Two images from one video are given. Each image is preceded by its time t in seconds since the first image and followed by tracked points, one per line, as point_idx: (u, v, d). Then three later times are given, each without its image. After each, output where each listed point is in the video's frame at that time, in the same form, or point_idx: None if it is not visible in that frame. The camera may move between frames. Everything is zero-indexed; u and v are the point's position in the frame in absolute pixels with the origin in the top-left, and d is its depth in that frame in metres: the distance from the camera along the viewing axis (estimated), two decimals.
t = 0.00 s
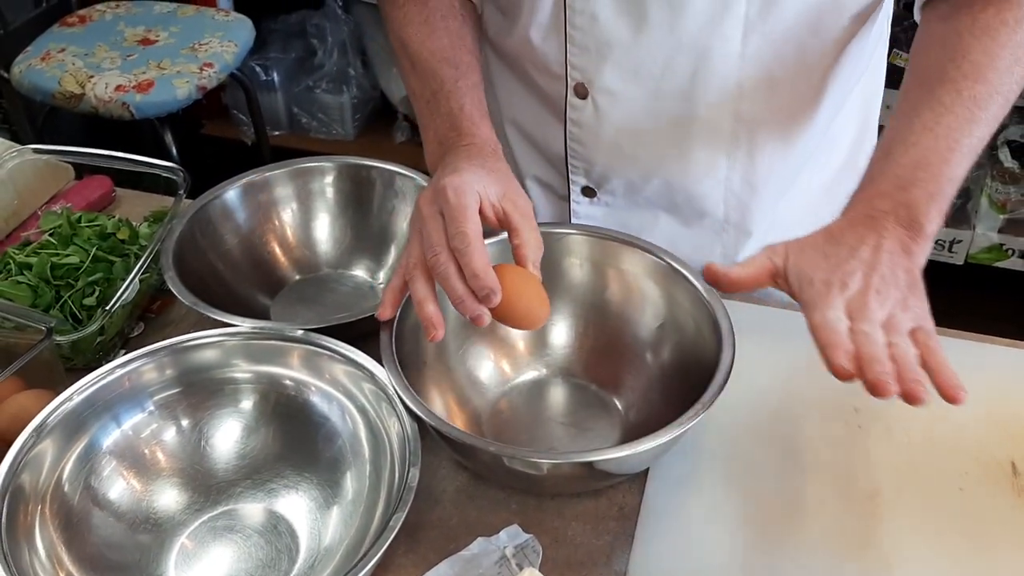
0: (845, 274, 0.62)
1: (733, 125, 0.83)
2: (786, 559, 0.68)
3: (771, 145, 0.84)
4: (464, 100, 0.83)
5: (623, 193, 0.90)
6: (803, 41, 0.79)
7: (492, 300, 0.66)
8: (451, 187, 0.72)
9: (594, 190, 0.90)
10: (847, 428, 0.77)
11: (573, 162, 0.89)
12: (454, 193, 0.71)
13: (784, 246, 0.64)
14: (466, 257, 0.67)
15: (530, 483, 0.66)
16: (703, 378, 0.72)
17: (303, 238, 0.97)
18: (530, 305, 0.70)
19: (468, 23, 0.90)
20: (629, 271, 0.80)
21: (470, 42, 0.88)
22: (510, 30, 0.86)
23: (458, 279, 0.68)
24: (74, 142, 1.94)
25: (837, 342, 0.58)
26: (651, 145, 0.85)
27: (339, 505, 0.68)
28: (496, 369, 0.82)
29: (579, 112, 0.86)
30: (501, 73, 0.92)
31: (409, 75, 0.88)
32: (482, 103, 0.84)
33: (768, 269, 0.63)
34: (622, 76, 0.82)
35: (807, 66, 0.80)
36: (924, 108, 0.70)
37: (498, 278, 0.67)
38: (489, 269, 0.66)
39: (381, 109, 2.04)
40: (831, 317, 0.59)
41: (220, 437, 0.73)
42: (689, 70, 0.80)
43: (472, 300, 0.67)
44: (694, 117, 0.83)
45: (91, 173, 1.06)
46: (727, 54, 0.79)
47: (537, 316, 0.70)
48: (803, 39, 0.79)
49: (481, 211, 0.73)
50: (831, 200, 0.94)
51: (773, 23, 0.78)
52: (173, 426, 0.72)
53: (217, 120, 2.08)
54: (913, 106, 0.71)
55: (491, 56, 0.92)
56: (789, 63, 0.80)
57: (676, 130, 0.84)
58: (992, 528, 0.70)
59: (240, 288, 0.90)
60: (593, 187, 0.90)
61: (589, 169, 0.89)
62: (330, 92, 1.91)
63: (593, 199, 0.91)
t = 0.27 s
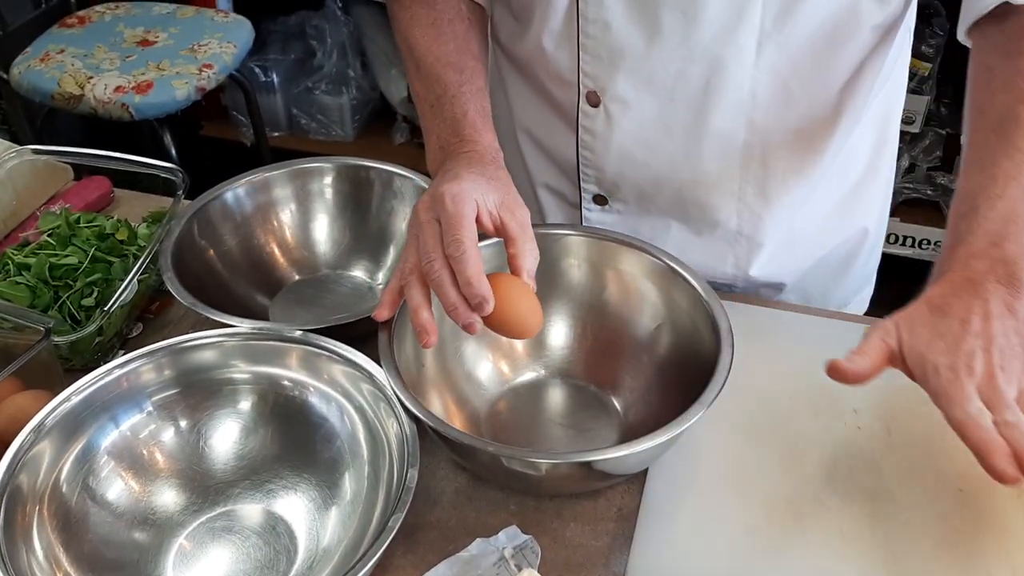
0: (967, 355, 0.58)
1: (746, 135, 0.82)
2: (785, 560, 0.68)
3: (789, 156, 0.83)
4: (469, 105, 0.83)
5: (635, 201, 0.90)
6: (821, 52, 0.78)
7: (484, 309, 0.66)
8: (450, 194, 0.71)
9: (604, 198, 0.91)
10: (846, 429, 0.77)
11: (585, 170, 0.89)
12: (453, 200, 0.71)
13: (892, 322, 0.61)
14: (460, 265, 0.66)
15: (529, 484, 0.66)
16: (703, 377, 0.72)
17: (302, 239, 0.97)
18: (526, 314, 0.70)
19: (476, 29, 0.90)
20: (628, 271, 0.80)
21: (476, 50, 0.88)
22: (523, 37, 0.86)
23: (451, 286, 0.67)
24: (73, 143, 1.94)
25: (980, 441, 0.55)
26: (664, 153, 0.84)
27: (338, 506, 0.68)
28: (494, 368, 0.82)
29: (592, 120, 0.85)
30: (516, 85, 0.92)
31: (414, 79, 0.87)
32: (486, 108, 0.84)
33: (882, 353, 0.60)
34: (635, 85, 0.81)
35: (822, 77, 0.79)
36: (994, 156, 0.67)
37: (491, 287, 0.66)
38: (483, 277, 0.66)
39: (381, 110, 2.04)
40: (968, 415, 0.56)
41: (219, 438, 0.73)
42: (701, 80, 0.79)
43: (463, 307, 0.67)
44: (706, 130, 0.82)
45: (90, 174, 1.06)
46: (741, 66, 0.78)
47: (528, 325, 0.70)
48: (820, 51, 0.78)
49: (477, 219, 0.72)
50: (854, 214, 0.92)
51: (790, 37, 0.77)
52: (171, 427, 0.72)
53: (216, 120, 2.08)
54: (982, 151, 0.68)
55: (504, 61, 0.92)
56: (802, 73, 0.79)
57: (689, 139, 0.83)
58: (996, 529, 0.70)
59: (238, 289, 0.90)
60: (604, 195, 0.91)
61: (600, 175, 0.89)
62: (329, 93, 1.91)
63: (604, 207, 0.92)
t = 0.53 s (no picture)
0: (993, 430, 0.63)
1: (754, 154, 0.83)
2: (783, 562, 0.68)
3: (797, 175, 0.84)
4: (475, 111, 0.83)
5: (643, 213, 0.90)
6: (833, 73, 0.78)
7: (484, 313, 0.65)
8: (454, 198, 0.71)
9: (613, 206, 0.91)
10: (845, 431, 0.77)
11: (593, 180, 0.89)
12: (456, 203, 0.71)
13: (924, 393, 0.66)
14: (461, 269, 0.66)
15: (527, 485, 0.66)
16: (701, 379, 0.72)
17: (302, 241, 0.97)
18: (525, 321, 0.69)
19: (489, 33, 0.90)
20: (627, 273, 0.80)
21: (487, 56, 0.88)
22: (536, 42, 0.87)
23: (451, 290, 0.67)
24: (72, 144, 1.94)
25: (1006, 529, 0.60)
26: (673, 169, 0.85)
27: (336, 507, 0.68)
28: (492, 370, 0.82)
29: (601, 131, 0.86)
30: (530, 94, 0.93)
31: (421, 81, 0.87)
32: (492, 113, 0.84)
33: (913, 425, 0.65)
34: (643, 99, 0.82)
35: (833, 98, 0.79)
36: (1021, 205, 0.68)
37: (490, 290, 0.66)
38: (482, 280, 0.66)
39: (380, 112, 2.04)
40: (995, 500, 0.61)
41: (217, 439, 0.73)
42: (710, 96, 0.80)
43: (463, 312, 0.66)
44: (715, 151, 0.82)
45: (89, 175, 1.06)
46: (750, 87, 0.79)
47: (528, 331, 0.70)
48: (831, 70, 0.78)
49: (479, 224, 0.72)
50: (868, 232, 0.92)
51: (801, 57, 0.77)
52: (170, 428, 0.72)
53: (214, 122, 2.08)
54: (1007, 195, 0.69)
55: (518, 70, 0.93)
56: (813, 93, 0.79)
57: (696, 156, 0.83)
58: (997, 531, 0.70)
59: (236, 291, 0.91)
60: (613, 204, 0.91)
61: (610, 186, 0.89)
62: (327, 95, 1.91)
63: (613, 215, 0.92)
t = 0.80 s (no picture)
0: (975, 465, 0.66)
1: (756, 170, 0.83)
2: (783, 566, 0.68)
3: (799, 193, 0.84)
4: (477, 115, 0.83)
5: (647, 221, 0.90)
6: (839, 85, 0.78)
7: (480, 317, 0.65)
8: (454, 201, 0.71)
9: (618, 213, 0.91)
10: (845, 434, 0.77)
11: (599, 189, 0.89)
12: (456, 206, 0.71)
13: (909, 424, 0.69)
14: (458, 271, 0.66)
15: (525, 488, 0.65)
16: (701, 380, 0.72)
17: (300, 243, 0.96)
18: (522, 326, 0.69)
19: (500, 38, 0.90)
20: (626, 276, 0.80)
21: (492, 56, 0.88)
22: (547, 49, 0.86)
23: (448, 292, 0.67)
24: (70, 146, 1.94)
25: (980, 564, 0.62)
26: (676, 182, 0.84)
27: (334, 510, 0.68)
28: (492, 372, 0.82)
29: (606, 141, 0.85)
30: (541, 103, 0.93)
31: (426, 83, 0.87)
32: (495, 118, 0.84)
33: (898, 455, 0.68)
34: (648, 113, 0.82)
35: (837, 115, 0.79)
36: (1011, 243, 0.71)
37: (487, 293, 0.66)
38: (479, 283, 0.66)
39: (379, 115, 2.04)
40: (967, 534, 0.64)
41: (215, 442, 0.72)
42: (713, 112, 0.80)
43: (459, 314, 0.66)
44: (717, 166, 0.82)
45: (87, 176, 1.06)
46: (754, 103, 0.79)
47: (525, 334, 0.69)
48: (835, 89, 0.78)
49: (478, 227, 0.72)
50: (876, 248, 0.92)
51: (805, 74, 0.77)
52: (167, 431, 0.72)
53: (212, 123, 2.07)
54: (1002, 231, 0.73)
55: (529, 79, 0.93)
56: (817, 110, 0.79)
57: (699, 169, 0.83)
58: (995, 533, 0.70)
59: (234, 293, 0.90)
60: (619, 211, 0.91)
61: (614, 195, 0.89)
62: (326, 97, 1.91)
63: (620, 222, 0.92)
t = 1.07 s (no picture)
0: (928, 466, 0.67)
1: (749, 173, 0.82)
2: (782, 568, 0.68)
3: (792, 198, 0.84)
4: (478, 111, 0.83)
5: (642, 221, 0.90)
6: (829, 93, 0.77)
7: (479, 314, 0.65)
8: (452, 198, 0.71)
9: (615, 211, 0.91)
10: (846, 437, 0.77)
11: (594, 185, 0.89)
12: (454, 203, 0.70)
13: (870, 425, 0.71)
14: (457, 268, 0.66)
15: (524, 490, 0.65)
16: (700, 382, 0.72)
17: (299, 243, 0.96)
18: (520, 324, 0.69)
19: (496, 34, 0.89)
20: (626, 277, 0.80)
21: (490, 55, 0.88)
22: (546, 45, 0.86)
23: (448, 288, 0.67)
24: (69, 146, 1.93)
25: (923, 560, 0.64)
26: (669, 184, 0.84)
27: (333, 511, 0.68)
28: (491, 373, 0.82)
29: (602, 138, 0.85)
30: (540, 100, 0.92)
31: (427, 78, 0.87)
32: (496, 116, 0.84)
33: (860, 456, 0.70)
34: (642, 112, 0.82)
35: (831, 122, 0.79)
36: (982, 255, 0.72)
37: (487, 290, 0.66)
38: (479, 280, 0.65)
39: (378, 116, 2.04)
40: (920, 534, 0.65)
41: (214, 443, 0.72)
42: (707, 117, 0.79)
43: (458, 311, 0.66)
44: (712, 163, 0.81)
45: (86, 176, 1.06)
46: (748, 107, 0.78)
47: (524, 332, 0.69)
48: (827, 95, 0.77)
49: (477, 224, 0.72)
50: (874, 256, 0.92)
51: (799, 79, 0.76)
52: (166, 431, 0.72)
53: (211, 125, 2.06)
54: (972, 238, 0.73)
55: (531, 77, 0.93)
56: (811, 117, 0.78)
57: (692, 172, 0.83)
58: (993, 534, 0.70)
59: (233, 294, 0.90)
60: (615, 210, 0.91)
61: (609, 192, 0.89)
62: (325, 99, 1.91)
63: (614, 219, 0.92)
